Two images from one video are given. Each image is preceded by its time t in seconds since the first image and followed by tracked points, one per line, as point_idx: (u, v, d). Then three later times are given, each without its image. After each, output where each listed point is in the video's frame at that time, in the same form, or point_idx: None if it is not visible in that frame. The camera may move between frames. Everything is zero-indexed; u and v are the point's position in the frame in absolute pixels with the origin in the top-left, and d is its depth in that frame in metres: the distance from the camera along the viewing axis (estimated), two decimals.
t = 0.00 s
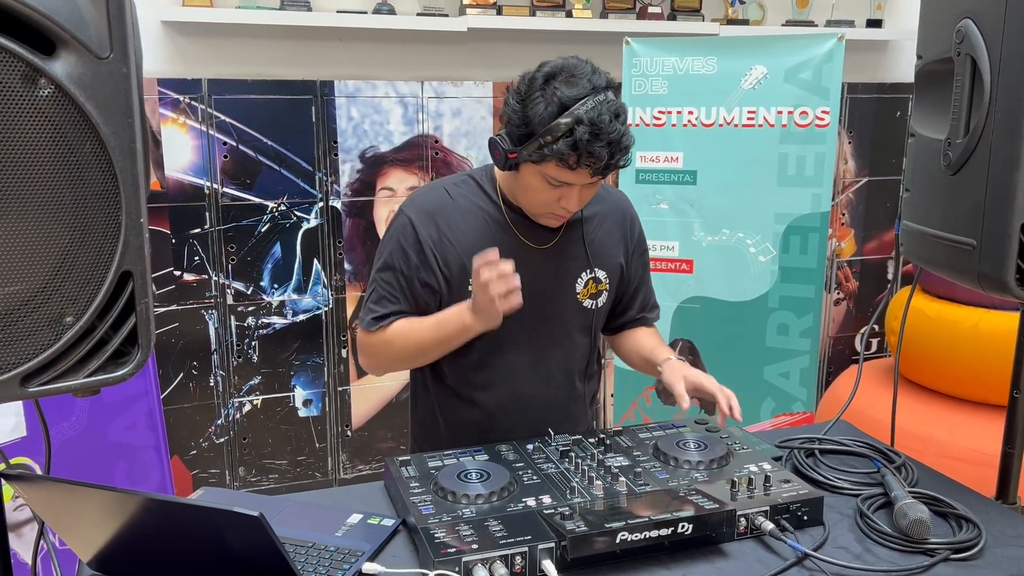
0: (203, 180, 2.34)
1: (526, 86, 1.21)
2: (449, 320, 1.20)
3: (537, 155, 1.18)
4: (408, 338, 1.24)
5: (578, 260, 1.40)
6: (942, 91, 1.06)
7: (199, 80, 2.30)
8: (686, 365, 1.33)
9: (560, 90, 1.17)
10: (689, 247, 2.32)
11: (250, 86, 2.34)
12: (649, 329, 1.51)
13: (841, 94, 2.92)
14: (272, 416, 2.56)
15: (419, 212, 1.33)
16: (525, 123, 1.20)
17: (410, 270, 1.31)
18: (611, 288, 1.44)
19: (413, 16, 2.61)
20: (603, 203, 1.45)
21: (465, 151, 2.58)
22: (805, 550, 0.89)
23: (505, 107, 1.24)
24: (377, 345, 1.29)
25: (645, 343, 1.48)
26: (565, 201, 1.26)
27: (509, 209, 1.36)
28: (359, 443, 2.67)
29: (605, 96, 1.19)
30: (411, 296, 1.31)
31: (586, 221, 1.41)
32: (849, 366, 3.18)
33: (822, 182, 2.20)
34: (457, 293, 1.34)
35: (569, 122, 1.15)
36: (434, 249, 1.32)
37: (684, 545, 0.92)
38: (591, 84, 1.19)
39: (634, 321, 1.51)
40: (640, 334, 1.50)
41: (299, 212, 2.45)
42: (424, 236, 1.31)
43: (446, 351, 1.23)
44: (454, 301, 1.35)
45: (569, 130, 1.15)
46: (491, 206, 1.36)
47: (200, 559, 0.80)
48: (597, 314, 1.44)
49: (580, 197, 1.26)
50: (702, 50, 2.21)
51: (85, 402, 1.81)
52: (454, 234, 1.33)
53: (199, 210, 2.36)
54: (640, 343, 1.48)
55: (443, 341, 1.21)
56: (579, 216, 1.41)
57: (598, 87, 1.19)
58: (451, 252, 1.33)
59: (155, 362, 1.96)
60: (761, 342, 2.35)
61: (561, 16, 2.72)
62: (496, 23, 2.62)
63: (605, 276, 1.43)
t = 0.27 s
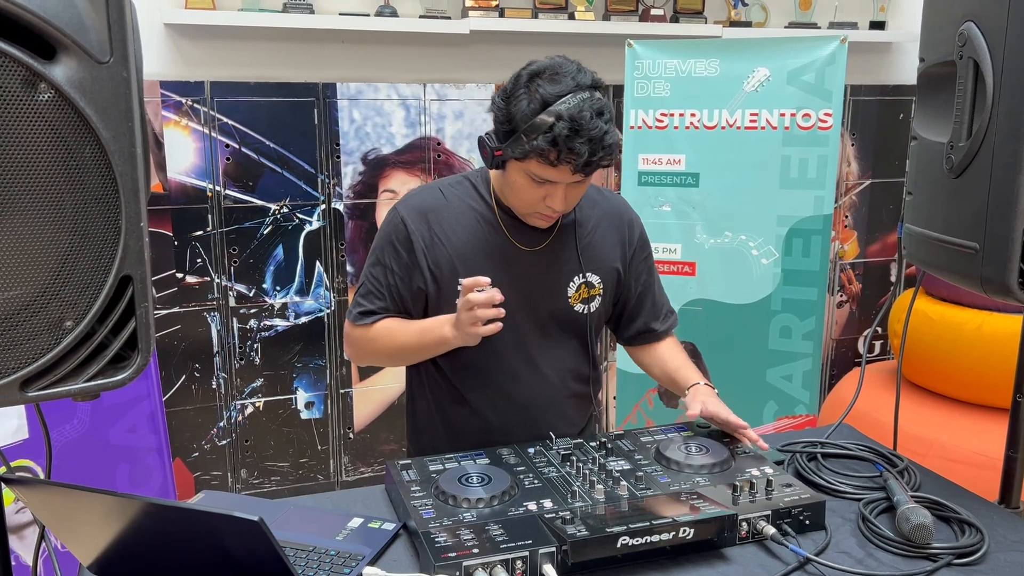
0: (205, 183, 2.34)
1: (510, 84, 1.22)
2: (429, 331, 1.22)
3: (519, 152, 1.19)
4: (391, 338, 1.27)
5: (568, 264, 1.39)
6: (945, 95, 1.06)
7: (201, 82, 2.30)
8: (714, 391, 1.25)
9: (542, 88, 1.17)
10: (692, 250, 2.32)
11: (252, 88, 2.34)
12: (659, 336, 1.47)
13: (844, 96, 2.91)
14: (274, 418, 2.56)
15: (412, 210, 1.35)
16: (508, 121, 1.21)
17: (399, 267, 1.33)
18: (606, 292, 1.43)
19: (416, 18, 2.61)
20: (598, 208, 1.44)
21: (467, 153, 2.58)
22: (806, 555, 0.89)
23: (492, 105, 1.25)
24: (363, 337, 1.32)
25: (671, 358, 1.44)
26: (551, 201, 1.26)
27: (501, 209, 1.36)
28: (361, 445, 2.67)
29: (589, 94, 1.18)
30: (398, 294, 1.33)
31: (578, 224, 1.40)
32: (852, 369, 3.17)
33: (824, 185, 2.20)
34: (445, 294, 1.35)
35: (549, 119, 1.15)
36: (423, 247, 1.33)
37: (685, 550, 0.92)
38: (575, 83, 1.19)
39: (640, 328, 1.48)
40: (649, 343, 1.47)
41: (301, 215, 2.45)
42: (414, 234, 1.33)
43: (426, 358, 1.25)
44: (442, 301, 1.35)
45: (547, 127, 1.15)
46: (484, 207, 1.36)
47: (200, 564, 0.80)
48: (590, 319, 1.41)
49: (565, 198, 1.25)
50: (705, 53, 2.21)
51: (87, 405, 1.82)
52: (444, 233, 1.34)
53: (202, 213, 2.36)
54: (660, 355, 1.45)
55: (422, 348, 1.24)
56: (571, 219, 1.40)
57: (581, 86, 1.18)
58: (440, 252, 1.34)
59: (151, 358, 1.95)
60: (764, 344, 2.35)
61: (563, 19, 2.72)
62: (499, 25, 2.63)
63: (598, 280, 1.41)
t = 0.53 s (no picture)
0: (208, 185, 2.35)
1: (495, 78, 1.22)
2: (410, 332, 1.24)
3: (496, 143, 1.19)
4: (377, 335, 1.30)
5: (558, 263, 1.38)
6: (947, 97, 1.06)
7: (204, 85, 2.31)
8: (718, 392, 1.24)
9: (521, 80, 1.17)
10: (694, 252, 2.31)
11: (255, 91, 2.34)
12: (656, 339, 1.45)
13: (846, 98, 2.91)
14: (277, 420, 2.56)
15: (402, 208, 1.37)
16: (490, 113, 1.21)
17: (388, 264, 1.35)
18: (598, 293, 1.41)
19: (419, 21, 2.62)
20: (594, 209, 1.43)
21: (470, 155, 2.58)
22: (807, 558, 0.88)
23: (480, 99, 1.26)
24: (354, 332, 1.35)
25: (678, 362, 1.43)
26: (531, 195, 1.25)
27: (491, 208, 1.36)
28: (364, 447, 2.67)
29: (569, 88, 1.17)
30: (388, 290, 1.36)
31: (570, 224, 1.39)
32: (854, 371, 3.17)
33: (827, 188, 2.20)
34: (433, 290, 1.36)
35: (524, 110, 1.15)
36: (411, 245, 1.34)
37: (686, 553, 0.91)
38: (556, 76, 1.18)
39: (636, 330, 1.45)
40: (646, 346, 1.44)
41: (304, 217, 2.45)
42: (403, 231, 1.35)
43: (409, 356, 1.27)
44: (431, 297, 1.36)
45: (519, 118, 1.14)
46: (474, 205, 1.37)
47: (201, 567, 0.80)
48: (581, 319, 1.40)
49: (544, 192, 1.25)
50: (707, 55, 2.21)
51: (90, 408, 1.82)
52: (433, 231, 1.35)
53: (205, 215, 2.36)
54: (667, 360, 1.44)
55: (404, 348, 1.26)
56: (563, 219, 1.39)
57: (562, 79, 1.18)
58: (428, 249, 1.35)
59: (152, 356, 1.97)
60: (767, 347, 2.34)
61: (566, 21, 2.73)
62: (501, 28, 2.63)
63: (589, 280, 1.40)
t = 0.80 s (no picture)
0: (211, 189, 2.36)
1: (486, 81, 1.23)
2: (414, 345, 1.25)
3: (476, 140, 1.19)
4: (381, 346, 1.30)
5: (551, 264, 1.38)
6: (950, 102, 1.06)
7: (208, 89, 2.32)
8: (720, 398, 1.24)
9: (506, 83, 1.18)
10: (697, 255, 2.31)
11: (259, 94, 2.35)
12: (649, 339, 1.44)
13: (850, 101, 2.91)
14: (280, 423, 2.56)
15: (396, 213, 1.37)
16: (474, 112, 1.22)
17: (385, 271, 1.35)
18: (591, 293, 1.41)
19: (422, 24, 2.62)
20: (585, 209, 1.42)
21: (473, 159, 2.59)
22: (811, 564, 0.88)
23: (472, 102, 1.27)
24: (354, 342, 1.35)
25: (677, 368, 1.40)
26: (508, 195, 1.25)
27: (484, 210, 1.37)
28: (367, 450, 2.67)
29: (554, 94, 1.17)
30: (386, 298, 1.36)
31: (562, 224, 1.39)
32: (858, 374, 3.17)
33: (830, 191, 2.20)
34: (430, 295, 1.36)
35: (502, 109, 1.15)
36: (407, 251, 1.35)
37: (690, 558, 0.91)
38: (542, 83, 1.18)
39: (629, 330, 1.45)
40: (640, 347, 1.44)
41: (307, 220, 2.45)
42: (398, 237, 1.35)
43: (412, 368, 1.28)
44: (428, 303, 1.37)
45: (495, 116, 1.14)
46: (467, 208, 1.37)
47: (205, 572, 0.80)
48: (575, 319, 1.40)
49: (521, 193, 1.24)
50: (710, 58, 2.21)
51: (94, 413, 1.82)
52: (428, 235, 1.36)
53: (208, 218, 2.37)
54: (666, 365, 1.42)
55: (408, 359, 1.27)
56: (555, 220, 1.39)
57: (547, 85, 1.18)
58: (424, 254, 1.35)
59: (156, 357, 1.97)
60: (769, 350, 2.34)
61: (569, 25, 2.73)
62: (504, 32, 2.63)
63: (582, 280, 1.40)
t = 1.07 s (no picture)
0: (215, 193, 2.36)
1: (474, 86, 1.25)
2: (422, 355, 1.24)
3: (454, 137, 1.21)
4: (382, 359, 1.29)
5: (544, 271, 1.38)
6: (952, 110, 1.06)
7: (212, 94, 2.32)
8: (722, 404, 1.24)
9: (488, 83, 1.20)
10: (700, 260, 2.31)
11: (262, 99, 2.35)
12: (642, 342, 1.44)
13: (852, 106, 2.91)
14: (283, 427, 2.57)
15: (393, 224, 1.37)
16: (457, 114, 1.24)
17: (383, 280, 1.34)
18: (585, 297, 1.41)
19: (426, 29, 2.63)
20: (576, 215, 1.43)
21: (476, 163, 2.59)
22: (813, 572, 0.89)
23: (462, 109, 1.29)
24: (351, 356, 1.33)
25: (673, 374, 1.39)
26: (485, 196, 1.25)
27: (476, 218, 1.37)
28: (370, 454, 2.67)
29: (533, 96, 1.18)
30: (384, 308, 1.34)
31: (554, 231, 1.40)
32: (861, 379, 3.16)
33: (833, 196, 2.20)
34: (428, 305, 1.36)
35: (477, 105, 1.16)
36: (405, 260, 1.35)
37: (692, 566, 0.92)
38: (523, 85, 1.19)
39: (623, 333, 1.45)
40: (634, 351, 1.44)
41: (310, 224, 2.46)
42: (396, 247, 1.35)
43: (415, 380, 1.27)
44: (426, 312, 1.37)
45: (469, 112, 1.16)
46: (462, 217, 1.38)
47: None
48: (570, 324, 1.40)
49: (496, 194, 1.23)
50: (713, 63, 2.21)
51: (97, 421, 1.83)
52: (425, 244, 1.36)
53: (212, 223, 2.38)
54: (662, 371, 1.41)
55: (411, 372, 1.26)
56: (547, 225, 1.39)
57: (528, 88, 1.19)
58: (422, 263, 1.35)
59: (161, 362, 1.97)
60: (772, 355, 2.34)
61: (571, 29, 2.74)
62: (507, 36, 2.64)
63: (576, 285, 1.40)
